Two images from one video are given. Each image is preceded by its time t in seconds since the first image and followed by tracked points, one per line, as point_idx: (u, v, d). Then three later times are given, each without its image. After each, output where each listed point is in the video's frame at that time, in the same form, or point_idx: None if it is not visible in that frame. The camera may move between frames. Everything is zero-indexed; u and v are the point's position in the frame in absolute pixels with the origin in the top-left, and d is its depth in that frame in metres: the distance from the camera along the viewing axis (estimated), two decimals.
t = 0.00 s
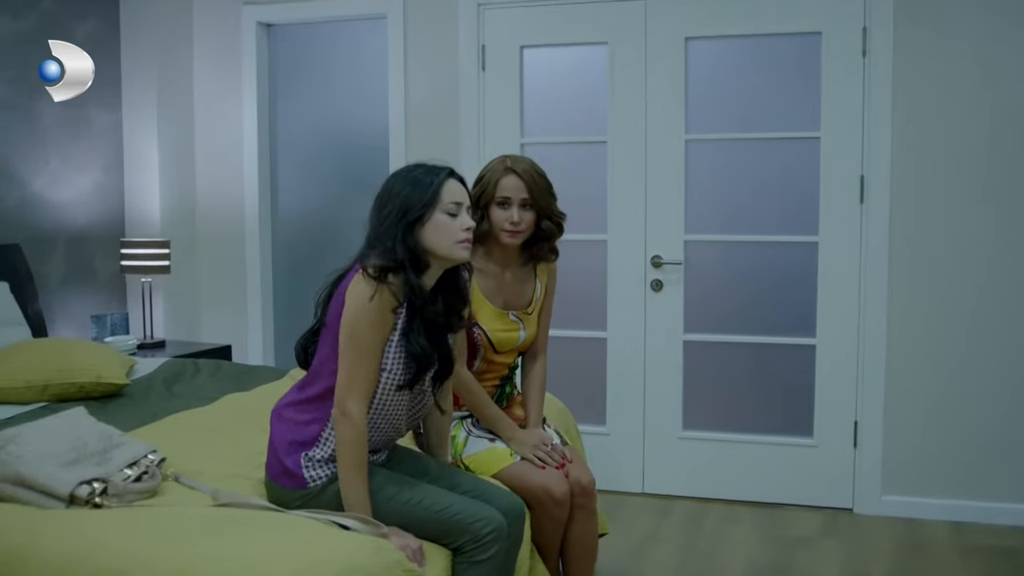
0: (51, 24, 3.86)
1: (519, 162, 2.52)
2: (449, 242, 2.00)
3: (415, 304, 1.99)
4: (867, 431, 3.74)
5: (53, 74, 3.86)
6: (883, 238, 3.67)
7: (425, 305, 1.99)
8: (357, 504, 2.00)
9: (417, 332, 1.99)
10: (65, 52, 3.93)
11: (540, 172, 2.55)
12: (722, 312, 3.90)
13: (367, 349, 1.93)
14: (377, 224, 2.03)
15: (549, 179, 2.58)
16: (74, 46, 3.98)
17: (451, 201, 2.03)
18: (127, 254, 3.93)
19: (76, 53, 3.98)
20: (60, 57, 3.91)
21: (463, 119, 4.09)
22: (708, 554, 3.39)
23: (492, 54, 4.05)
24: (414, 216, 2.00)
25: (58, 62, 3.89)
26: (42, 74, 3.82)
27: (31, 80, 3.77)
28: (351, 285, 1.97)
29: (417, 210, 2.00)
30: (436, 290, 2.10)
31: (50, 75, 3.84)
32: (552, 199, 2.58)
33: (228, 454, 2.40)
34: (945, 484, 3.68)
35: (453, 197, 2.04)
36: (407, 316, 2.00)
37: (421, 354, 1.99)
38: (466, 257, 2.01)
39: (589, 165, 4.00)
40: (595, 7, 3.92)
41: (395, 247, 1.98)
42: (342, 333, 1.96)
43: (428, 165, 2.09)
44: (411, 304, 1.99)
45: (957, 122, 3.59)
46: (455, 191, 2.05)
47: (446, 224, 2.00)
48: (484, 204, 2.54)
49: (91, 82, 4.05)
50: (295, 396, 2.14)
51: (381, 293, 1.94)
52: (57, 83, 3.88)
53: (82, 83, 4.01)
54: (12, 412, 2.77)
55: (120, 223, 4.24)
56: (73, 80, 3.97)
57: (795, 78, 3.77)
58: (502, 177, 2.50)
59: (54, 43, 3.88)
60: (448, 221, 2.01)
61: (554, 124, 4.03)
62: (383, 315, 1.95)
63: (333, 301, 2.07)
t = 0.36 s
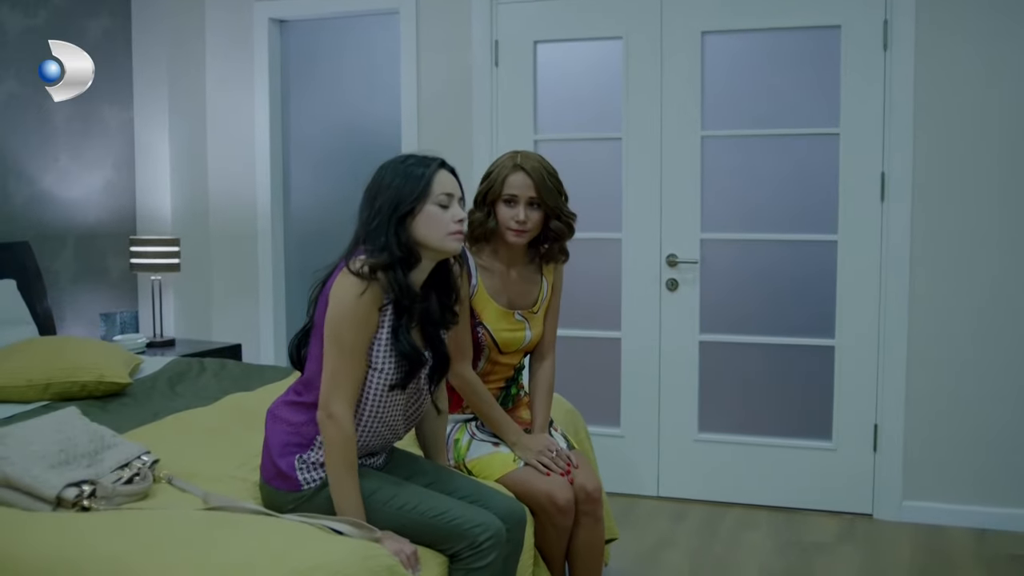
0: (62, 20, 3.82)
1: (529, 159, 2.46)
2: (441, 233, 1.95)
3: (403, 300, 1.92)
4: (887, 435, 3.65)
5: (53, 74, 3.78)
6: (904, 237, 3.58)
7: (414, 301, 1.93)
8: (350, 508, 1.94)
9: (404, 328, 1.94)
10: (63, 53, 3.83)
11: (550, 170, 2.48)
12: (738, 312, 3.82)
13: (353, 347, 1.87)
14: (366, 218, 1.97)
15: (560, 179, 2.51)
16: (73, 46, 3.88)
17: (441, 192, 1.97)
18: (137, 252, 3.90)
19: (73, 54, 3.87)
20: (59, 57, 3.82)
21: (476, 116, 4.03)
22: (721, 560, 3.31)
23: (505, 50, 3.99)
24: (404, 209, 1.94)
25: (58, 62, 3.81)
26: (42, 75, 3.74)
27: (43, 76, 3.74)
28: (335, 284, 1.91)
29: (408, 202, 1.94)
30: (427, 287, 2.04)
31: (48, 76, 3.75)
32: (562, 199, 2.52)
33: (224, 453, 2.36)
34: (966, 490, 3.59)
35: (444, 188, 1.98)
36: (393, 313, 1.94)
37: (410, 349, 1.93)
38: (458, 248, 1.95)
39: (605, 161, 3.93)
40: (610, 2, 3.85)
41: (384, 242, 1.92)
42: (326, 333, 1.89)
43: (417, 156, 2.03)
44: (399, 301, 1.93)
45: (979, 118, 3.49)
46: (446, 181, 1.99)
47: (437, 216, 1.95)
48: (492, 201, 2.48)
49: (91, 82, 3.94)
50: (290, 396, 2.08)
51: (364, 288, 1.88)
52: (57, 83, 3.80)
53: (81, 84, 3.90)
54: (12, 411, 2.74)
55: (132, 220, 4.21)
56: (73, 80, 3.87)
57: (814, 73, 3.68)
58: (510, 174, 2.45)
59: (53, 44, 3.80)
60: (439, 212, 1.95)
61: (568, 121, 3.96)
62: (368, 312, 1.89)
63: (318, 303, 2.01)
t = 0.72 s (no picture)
0: (73, 17, 3.80)
1: (513, 152, 2.40)
2: (420, 234, 1.93)
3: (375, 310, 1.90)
4: (910, 438, 3.56)
5: (55, 73, 3.71)
6: (928, 235, 3.48)
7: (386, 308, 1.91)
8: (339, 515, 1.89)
9: (374, 341, 1.90)
10: (66, 52, 3.77)
11: (535, 162, 2.42)
12: (757, 312, 3.74)
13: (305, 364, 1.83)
14: (343, 220, 1.94)
15: (546, 170, 2.45)
16: (76, 44, 3.83)
17: (418, 190, 1.95)
18: (149, 248, 3.88)
19: (75, 53, 3.81)
20: (61, 57, 3.76)
21: (492, 112, 3.97)
22: (737, 565, 3.23)
23: (521, 45, 3.93)
24: (381, 210, 1.92)
25: (59, 61, 3.75)
26: (44, 74, 3.68)
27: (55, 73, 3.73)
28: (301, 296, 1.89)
29: (384, 203, 1.92)
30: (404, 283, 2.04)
31: (52, 74, 3.70)
32: (549, 191, 2.45)
33: (224, 451, 2.32)
34: (993, 495, 3.49)
35: (422, 186, 1.96)
36: (363, 324, 1.91)
37: (378, 363, 1.89)
38: (438, 247, 1.94)
39: (623, 156, 3.86)
40: None
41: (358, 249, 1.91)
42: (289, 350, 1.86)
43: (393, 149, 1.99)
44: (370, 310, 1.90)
45: (1006, 112, 3.39)
46: (423, 178, 1.96)
47: (414, 216, 1.93)
48: (479, 199, 2.43)
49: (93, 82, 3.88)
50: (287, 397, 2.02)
51: (331, 299, 1.86)
52: (58, 83, 3.74)
53: (83, 83, 3.84)
54: (16, 409, 2.72)
55: (146, 217, 4.19)
56: (75, 79, 3.81)
57: (837, 66, 3.59)
58: (494, 170, 2.39)
59: (55, 43, 3.74)
60: (417, 213, 1.93)
61: (585, 116, 3.90)
62: (335, 325, 1.87)
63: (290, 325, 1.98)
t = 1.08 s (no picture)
0: (87, 15, 3.78)
1: (521, 160, 2.33)
2: (407, 233, 1.89)
3: (360, 295, 1.86)
4: (936, 442, 3.47)
5: (53, 74, 3.64)
6: (955, 234, 3.39)
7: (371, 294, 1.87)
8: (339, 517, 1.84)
9: (361, 323, 1.86)
10: (64, 52, 3.69)
11: (543, 172, 2.36)
12: (779, 312, 3.66)
13: (298, 352, 1.78)
14: (334, 204, 1.88)
15: (554, 180, 2.40)
16: (75, 45, 3.75)
17: (413, 188, 1.90)
18: (164, 246, 3.86)
19: (74, 53, 3.73)
20: (59, 57, 3.68)
21: (510, 108, 3.92)
22: (756, 570, 3.16)
23: (539, 41, 3.87)
24: (373, 202, 1.86)
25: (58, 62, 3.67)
26: (42, 75, 3.60)
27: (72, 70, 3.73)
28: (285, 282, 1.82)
29: (379, 198, 1.86)
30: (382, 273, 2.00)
31: (52, 73, 3.63)
32: (555, 204, 2.40)
33: (226, 451, 2.28)
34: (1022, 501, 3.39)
35: (417, 184, 1.91)
36: (347, 308, 1.86)
37: (366, 346, 1.85)
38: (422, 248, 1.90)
39: (642, 153, 3.79)
40: None
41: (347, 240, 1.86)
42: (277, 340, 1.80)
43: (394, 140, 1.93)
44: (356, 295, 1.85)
45: None
46: (420, 176, 1.91)
47: (404, 214, 1.88)
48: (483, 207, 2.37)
49: (92, 82, 3.80)
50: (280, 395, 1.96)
51: (317, 282, 1.80)
52: (57, 83, 3.66)
53: (82, 83, 3.76)
54: (23, 407, 2.70)
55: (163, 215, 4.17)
56: (74, 80, 3.74)
57: (860, 60, 3.50)
58: (500, 180, 2.32)
59: (54, 43, 3.66)
60: (409, 211, 1.89)
61: (604, 113, 3.83)
62: (323, 310, 1.81)
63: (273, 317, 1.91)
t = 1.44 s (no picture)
0: (102, 12, 3.76)
1: (539, 162, 2.29)
2: (390, 232, 1.84)
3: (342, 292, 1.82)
4: (963, 447, 3.38)
5: (53, 74, 3.57)
6: (983, 234, 3.30)
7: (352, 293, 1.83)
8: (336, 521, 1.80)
9: (344, 319, 1.82)
10: (66, 52, 3.63)
11: (558, 177, 2.31)
12: (800, 313, 3.58)
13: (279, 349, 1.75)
14: (319, 200, 1.83)
15: (570, 186, 2.35)
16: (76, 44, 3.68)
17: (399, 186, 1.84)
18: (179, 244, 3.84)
19: (76, 52, 3.67)
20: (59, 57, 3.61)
21: (528, 105, 3.86)
22: None
23: (557, 37, 3.82)
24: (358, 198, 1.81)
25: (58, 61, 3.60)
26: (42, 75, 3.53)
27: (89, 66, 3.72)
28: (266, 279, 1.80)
29: (366, 197, 1.81)
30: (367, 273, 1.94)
31: (52, 73, 3.56)
32: (570, 211, 2.36)
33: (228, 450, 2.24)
34: None
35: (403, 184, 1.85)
36: (330, 304, 1.82)
37: (350, 342, 1.81)
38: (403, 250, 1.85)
39: (662, 151, 3.73)
40: None
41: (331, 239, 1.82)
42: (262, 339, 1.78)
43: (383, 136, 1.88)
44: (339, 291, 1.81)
45: None
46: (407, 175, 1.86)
47: (389, 214, 1.83)
48: (494, 207, 2.32)
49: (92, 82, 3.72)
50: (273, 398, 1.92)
51: (296, 279, 1.78)
52: (57, 82, 3.59)
53: (84, 83, 3.70)
54: (30, 406, 2.68)
55: (180, 213, 4.16)
56: (74, 80, 3.66)
57: (885, 55, 3.42)
58: (514, 181, 2.28)
59: (55, 43, 3.59)
60: (393, 210, 1.84)
61: (623, 110, 3.77)
62: (305, 307, 1.78)
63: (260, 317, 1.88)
